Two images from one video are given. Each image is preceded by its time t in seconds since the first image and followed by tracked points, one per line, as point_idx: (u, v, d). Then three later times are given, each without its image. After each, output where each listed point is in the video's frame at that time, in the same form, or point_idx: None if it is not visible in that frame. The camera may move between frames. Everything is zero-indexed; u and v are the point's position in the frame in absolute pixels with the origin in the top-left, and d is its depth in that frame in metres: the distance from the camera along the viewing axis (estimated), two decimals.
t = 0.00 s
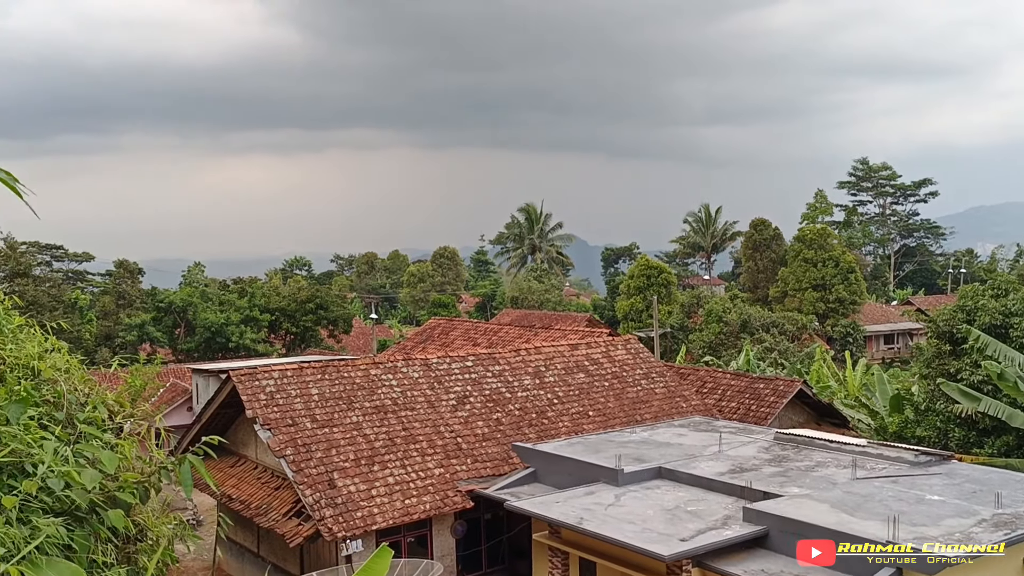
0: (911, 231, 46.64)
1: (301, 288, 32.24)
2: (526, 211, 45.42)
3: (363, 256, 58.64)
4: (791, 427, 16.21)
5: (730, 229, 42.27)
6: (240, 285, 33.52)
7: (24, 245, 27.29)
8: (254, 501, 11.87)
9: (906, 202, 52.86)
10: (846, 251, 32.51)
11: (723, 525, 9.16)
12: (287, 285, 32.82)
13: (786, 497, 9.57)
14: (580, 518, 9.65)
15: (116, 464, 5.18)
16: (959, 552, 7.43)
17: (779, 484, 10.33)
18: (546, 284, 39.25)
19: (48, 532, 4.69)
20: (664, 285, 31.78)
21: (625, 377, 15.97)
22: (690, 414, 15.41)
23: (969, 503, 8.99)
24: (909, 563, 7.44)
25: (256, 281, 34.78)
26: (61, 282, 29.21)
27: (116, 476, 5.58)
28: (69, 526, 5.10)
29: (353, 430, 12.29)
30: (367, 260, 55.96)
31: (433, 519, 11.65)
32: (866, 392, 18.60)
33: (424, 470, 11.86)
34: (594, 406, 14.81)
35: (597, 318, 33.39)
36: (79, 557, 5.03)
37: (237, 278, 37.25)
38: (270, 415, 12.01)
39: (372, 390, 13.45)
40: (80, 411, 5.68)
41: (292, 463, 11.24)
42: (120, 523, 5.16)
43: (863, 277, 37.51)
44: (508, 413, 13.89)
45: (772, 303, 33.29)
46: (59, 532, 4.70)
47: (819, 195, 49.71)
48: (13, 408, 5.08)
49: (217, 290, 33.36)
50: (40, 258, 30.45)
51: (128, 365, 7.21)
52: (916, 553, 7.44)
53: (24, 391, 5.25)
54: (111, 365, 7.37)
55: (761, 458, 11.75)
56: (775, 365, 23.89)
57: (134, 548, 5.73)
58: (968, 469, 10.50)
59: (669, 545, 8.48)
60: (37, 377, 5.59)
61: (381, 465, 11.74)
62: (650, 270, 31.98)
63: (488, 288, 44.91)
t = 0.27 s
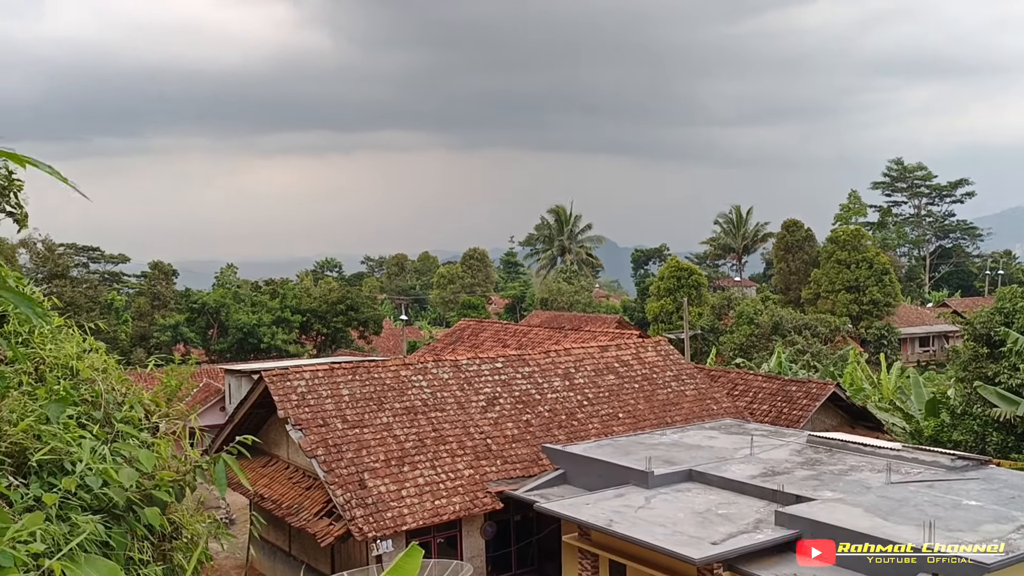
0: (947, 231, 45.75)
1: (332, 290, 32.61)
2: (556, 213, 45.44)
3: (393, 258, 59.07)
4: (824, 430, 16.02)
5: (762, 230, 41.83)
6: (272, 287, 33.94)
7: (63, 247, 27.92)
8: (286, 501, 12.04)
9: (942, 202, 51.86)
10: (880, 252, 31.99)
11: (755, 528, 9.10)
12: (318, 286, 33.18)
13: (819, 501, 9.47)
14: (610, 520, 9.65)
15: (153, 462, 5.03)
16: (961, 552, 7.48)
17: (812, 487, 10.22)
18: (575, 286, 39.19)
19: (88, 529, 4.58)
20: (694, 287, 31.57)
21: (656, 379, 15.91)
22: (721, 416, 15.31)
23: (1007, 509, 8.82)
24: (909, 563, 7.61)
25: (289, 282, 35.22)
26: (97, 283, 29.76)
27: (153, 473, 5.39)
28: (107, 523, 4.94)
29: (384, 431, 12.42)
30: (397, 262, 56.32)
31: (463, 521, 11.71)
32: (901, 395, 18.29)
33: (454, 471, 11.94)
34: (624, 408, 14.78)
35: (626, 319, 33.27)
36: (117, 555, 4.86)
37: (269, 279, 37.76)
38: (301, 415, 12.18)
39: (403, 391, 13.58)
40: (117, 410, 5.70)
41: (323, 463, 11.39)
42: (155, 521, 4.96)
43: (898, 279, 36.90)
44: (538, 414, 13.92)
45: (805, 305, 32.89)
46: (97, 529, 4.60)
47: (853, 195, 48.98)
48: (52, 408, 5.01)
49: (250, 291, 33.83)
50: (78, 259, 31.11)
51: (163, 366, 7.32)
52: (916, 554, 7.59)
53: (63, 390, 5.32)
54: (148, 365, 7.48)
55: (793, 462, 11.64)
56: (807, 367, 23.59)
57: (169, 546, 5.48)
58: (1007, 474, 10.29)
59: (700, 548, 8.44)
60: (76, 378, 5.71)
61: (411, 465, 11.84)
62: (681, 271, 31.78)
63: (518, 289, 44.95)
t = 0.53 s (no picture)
0: (988, 232, 44.73)
1: (364, 290, 32.96)
2: (587, 214, 45.36)
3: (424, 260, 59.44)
4: (860, 433, 15.78)
5: (796, 231, 41.30)
6: (305, 287, 34.36)
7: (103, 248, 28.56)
8: (319, 500, 12.21)
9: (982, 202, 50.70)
10: (917, 253, 31.41)
11: (789, 532, 9.01)
12: (351, 287, 33.55)
13: (854, 505, 9.35)
14: (642, 522, 9.64)
15: (189, 461, 5.10)
16: (961, 551, 7.59)
17: (847, 491, 10.10)
18: (606, 287, 39.09)
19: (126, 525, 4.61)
20: (727, 288, 31.32)
21: (688, 381, 15.83)
22: (755, 419, 15.17)
23: None
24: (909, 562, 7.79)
25: (321, 283, 35.64)
26: (136, 284, 30.40)
27: (189, 471, 5.44)
28: (144, 520, 5.01)
29: (415, 431, 12.54)
30: (429, 263, 56.64)
31: (494, 521, 11.77)
32: (939, 398, 17.95)
33: (485, 472, 12.00)
34: (655, 410, 14.73)
35: (658, 320, 33.10)
36: (155, 551, 4.92)
37: (302, 280, 38.25)
38: (334, 415, 12.34)
39: (434, 392, 13.69)
40: (155, 408, 5.84)
41: (355, 463, 11.53)
42: (193, 518, 5.04)
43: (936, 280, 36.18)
44: (569, 416, 13.93)
45: (840, 306, 32.41)
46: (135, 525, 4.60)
47: (889, 195, 48.12)
48: (92, 406, 5.11)
49: (284, 292, 34.31)
50: (116, 261, 31.80)
51: (199, 364, 7.47)
52: (916, 553, 7.76)
53: (102, 389, 5.47)
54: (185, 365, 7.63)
55: (828, 465, 11.50)
56: (842, 369, 23.26)
57: (204, 543, 5.56)
58: None
59: (733, 551, 8.40)
60: (115, 376, 5.86)
61: (443, 466, 11.93)
62: (713, 272, 31.52)
63: (549, 290, 44.94)
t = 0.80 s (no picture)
0: None
1: (393, 290, 33.22)
2: (616, 214, 45.22)
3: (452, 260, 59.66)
4: (892, 436, 15.56)
5: (827, 231, 40.76)
6: (334, 288, 34.70)
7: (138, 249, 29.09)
8: (348, 498, 12.35)
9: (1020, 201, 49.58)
10: (951, 253, 30.84)
11: (820, 535, 8.94)
12: (380, 287, 33.83)
13: (887, 508, 9.25)
14: (671, 524, 9.61)
15: (221, 459, 5.19)
16: (962, 550, 7.75)
17: (879, 494, 9.99)
18: (634, 287, 38.93)
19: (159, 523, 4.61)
20: (757, 288, 31.05)
21: (717, 382, 15.74)
22: (785, 420, 15.04)
23: None
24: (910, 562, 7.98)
25: (350, 283, 35.98)
26: (169, 284, 30.94)
27: (221, 468, 5.53)
28: (177, 517, 5.09)
29: (444, 431, 12.63)
30: (457, 263, 56.85)
31: (522, 522, 11.82)
32: (974, 400, 17.63)
33: (513, 472, 12.06)
34: (684, 411, 14.67)
35: (687, 321, 32.90)
36: (186, 548, 4.97)
37: (331, 280, 38.64)
38: (363, 415, 12.47)
39: (463, 392, 13.78)
40: (188, 407, 5.97)
41: (384, 462, 11.63)
42: (224, 515, 5.11)
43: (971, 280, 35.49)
44: (597, 416, 13.93)
45: (872, 307, 31.95)
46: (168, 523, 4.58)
47: (923, 195, 47.28)
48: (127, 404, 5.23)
49: (313, 292, 34.69)
50: (150, 261, 32.37)
51: (230, 365, 7.65)
52: (916, 554, 7.95)
53: (136, 388, 5.61)
54: (217, 365, 7.77)
55: (860, 467, 11.38)
56: (874, 371, 22.94)
57: (236, 540, 5.62)
58: None
59: (763, 554, 8.35)
60: (149, 375, 5.99)
61: (471, 466, 12.01)
62: (743, 273, 31.26)
63: (577, 290, 44.87)
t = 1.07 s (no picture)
0: None
1: (415, 290, 33.40)
2: (637, 214, 45.08)
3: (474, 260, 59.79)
4: (917, 437, 15.40)
5: (851, 231, 40.34)
6: (356, 287, 34.97)
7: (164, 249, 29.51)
8: (370, 497, 12.46)
9: None
10: (979, 252, 30.39)
11: (844, 537, 8.88)
12: (401, 287, 34.03)
13: (912, 510, 9.17)
14: (693, 525, 9.60)
15: (245, 457, 5.28)
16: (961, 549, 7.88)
17: (904, 496, 9.91)
18: (656, 287, 38.79)
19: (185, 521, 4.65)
20: (780, 288, 30.82)
21: (740, 382, 15.66)
22: (808, 421, 14.94)
23: None
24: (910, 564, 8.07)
25: (373, 283, 36.24)
26: (194, 284, 31.36)
27: (245, 467, 5.61)
28: (203, 514, 5.17)
29: (465, 430, 12.70)
30: (478, 262, 57.01)
31: (543, 521, 11.85)
32: (1001, 402, 17.37)
33: (534, 472, 12.09)
34: (706, 411, 14.62)
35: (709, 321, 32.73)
36: (212, 544, 5.02)
37: (353, 280, 38.92)
38: (385, 414, 12.58)
39: (484, 391, 13.85)
40: (212, 406, 6.08)
41: (406, 461, 11.72)
42: (249, 512, 5.18)
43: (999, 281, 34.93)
44: (619, 416, 13.93)
45: (897, 308, 31.58)
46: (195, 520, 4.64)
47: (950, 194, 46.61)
48: (153, 403, 5.34)
49: (336, 291, 35.00)
50: (175, 261, 32.80)
51: (254, 364, 7.78)
52: (918, 555, 8.05)
53: (162, 386, 5.73)
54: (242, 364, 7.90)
55: (884, 469, 11.28)
56: (899, 372, 22.68)
57: (260, 538, 5.68)
58: None
59: (787, 556, 8.31)
60: (174, 374, 6.10)
61: (492, 465, 12.06)
62: (765, 273, 31.04)
63: (599, 290, 44.79)
